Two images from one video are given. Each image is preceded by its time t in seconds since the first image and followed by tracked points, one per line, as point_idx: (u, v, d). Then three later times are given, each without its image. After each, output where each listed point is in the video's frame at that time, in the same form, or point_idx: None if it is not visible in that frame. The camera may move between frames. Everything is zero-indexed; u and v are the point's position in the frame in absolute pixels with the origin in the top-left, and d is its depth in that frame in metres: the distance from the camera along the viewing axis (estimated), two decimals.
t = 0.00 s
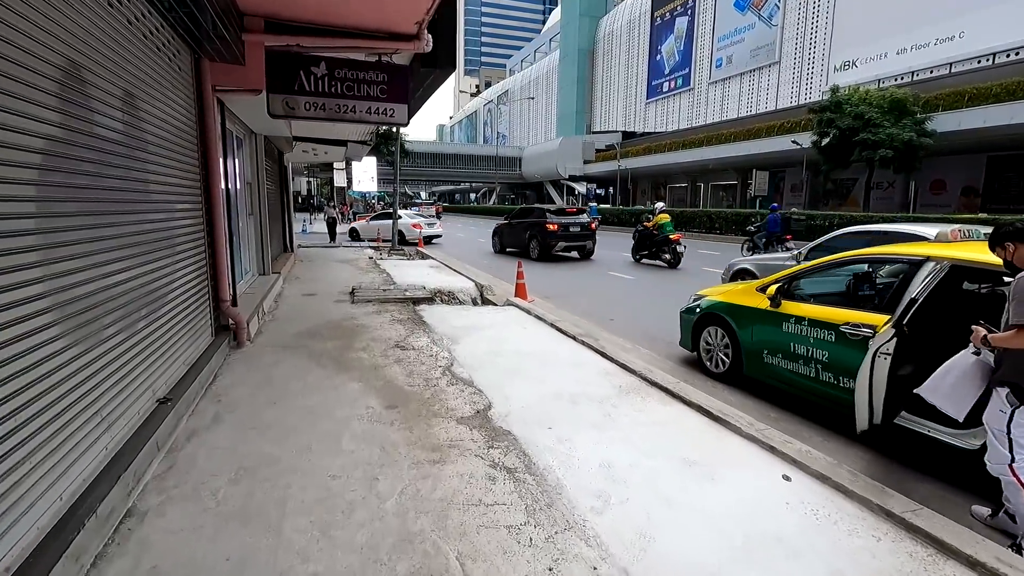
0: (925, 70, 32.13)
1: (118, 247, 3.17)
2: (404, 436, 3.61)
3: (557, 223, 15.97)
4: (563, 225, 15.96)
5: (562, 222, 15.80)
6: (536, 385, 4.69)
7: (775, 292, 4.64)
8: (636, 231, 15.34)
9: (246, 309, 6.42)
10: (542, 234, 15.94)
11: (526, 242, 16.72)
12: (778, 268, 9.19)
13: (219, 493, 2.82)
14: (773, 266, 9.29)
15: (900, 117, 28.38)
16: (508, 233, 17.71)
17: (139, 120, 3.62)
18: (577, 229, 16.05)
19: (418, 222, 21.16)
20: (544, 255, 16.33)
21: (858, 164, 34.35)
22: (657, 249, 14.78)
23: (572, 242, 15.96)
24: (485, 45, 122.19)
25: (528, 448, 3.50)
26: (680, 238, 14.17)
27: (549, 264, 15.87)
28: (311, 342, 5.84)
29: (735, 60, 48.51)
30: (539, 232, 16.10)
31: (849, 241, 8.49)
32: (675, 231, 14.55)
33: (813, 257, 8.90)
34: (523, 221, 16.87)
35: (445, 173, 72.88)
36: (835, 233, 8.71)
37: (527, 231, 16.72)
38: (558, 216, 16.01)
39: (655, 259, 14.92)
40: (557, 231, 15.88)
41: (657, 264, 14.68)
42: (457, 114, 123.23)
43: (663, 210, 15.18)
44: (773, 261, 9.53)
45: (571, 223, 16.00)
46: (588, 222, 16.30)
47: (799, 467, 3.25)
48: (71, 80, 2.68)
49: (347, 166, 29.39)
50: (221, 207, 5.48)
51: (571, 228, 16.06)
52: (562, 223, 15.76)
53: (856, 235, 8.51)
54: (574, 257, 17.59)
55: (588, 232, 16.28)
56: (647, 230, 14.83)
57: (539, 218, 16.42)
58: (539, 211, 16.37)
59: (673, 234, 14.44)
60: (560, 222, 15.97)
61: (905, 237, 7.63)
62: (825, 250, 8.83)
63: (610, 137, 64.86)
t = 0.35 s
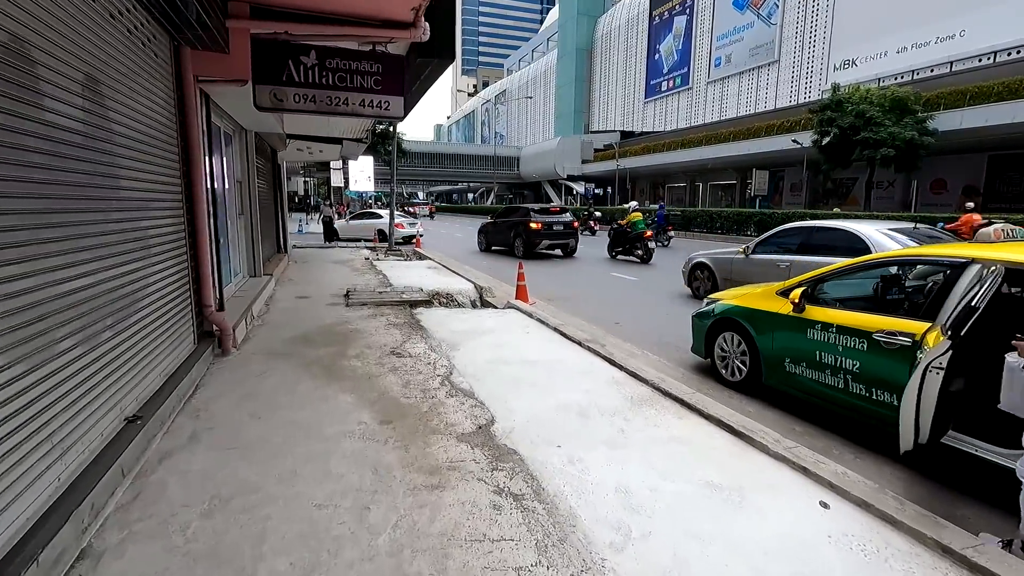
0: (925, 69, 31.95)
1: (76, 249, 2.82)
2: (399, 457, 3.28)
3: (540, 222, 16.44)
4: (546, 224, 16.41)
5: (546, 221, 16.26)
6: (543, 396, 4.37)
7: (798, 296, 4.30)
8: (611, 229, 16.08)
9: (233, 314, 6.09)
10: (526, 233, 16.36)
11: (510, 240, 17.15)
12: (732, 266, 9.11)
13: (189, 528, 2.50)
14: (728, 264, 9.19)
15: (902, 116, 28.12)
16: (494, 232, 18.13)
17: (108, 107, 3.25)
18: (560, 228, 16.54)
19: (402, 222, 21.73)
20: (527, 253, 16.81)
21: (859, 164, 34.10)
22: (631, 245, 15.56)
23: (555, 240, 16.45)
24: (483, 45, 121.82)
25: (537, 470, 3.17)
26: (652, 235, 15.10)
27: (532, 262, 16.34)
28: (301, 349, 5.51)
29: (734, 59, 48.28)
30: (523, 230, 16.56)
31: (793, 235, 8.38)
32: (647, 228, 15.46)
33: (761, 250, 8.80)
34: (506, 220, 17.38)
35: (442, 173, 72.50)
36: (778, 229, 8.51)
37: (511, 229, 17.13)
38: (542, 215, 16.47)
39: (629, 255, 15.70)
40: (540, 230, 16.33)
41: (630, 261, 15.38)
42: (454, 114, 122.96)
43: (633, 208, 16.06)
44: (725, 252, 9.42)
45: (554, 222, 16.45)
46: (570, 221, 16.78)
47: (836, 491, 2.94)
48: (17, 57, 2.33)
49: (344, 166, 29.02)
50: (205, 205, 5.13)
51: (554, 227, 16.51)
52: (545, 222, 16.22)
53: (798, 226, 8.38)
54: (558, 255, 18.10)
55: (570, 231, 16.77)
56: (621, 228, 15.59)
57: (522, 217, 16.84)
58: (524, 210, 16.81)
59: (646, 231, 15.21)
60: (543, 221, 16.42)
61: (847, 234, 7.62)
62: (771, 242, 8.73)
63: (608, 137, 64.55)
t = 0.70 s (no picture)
0: (928, 66, 31.64)
1: (32, 258, 2.49)
2: (397, 487, 2.96)
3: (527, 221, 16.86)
4: (533, 222, 16.83)
5: (533, 219, 16.70)
6: (554, 412, 4.05)
7: (830, 304, 3.97)
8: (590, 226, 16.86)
9: (223, 321, 5.76)
10: (515, 231, 16.76)
11: (499, 239, 17.55)
12: (693, 260, 9.77)
13: None
14: (690, 258, 9.85)
15: (907, 113, 27.78)
16: (482, 231, 18.40)
17: (71, 99, 2.92)
18: (547, 225, 16.93)
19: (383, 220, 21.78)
20: (517, 250, 17.23)
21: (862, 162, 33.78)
22: (610, 242, 16.37)
23: (543, 237, 16.83)
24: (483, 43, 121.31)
25: (551, 503, 2.86)
26: (628, 232, 15.95)
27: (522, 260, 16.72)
28: (295, 358, 5.19)
29: (735, 56, 47.93)
30: (512, 229, 16.94)
31: (744, 231, 9.07)
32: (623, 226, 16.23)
33: (718, 246, 9.48)
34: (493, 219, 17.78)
35: (441, 172, 72.06)
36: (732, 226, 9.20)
37: (499, 228, 17.52)
38: (529, 214, 16.85)
39: (607, 251, 16.52)
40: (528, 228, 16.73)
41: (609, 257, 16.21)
42: (454, 112, 122.55)
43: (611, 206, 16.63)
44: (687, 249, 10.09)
45: (541, 221, 16.90)
46: (556, 219, 17.21)
47: (888, 530, 2.63)
48: None
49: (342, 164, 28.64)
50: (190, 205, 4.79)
51: (541, 225, 16.95)
52: (533, 220, 16.67)
53: (748, 223, 9.06)
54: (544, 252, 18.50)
55: (557, 228, 17.14)
56: (600, 226, 16.29)
57: (510, 216, 17.18)
58: (510, 209, 17.16)
59: (623, 228, 16.01)
60: (531, 219, 16.83)
61: (790, 231, 8.31)
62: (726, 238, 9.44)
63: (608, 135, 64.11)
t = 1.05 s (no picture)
0: (934, 67, 31.37)
1: None
2: (405, 521, 2.64)
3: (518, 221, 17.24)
4: (524, 222, 17.24)
5: (524, 220, 17.11)
6: (574, 430, 3.74)
7: (876, 313, 3.64)
8: (576, 227, 17.36)
9: (218, 328, 5.45)
10: (506, 232, 17.18)
11: (490, 240, 17.93)
12: (666, 258, 10.41)
13: None
14: (662, 256, 10.50)
15: (914, 113, 27.45)
16: (473, 232, 18.73)
17: (37, 87, 2.59)
18: (537, 226, 17.33)
19: (369, 221, 21.41)
20: (508, 250, 17.65)
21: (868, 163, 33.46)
22: (595, 242, 16.87)
23: (533, 238, 17.25)
24: (484, 44, 121.16)
25: (580, 541, 2.54)
26: (612, 232, 16.52)
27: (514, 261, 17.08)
28: (295, 369, 4.88)
29: (739, 57, 47.67)
30: (503, 230, 17.35)
31: (710, 230, 9.72)
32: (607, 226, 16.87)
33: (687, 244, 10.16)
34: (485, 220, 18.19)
35: (443, 173, 71.75)
36: (699, 225, 9.86)
37: (490, 228, 17.89)
38: (520, 215, 17.25)
39: (592, 250, 17.12)
40: (519, 229, 17.15)
41: (594, 256, 16.71)
42: (455, 114, 122.42)
43: (596, 208, 17.18)
44: (660, 247, 10.74)
45: (531, 222, 17.31)
46: (545, 220, 17.64)
47: None
48: None
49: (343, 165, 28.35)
50: (180, 205, 4.45)
51: (531, 225, 17.35)
52: (523, 221, 17.07)
53: (713, 223, 9.72)
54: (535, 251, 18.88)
55: (547, 229, 17.57)
56: (584, 226, 16.85)
57: (501, 217, 17.55)
58: (501, 210, 17.49)
59: (607, 229, 16.53)
60: (522, 220, 17.23)
61: (748, 229, 8.99)
62: (694, 236, 10.10)
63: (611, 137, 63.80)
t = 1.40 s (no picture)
0: (945, 67, 30.93)
1: None
2: (413, 568, 2.34)
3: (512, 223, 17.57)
4: (517, 224, 17.61)
5: (517, 222, 17.47)
6: (594, 455, 3.43)
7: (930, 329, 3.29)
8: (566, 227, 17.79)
9: (214, 337, 5.17)
10: (499, 233, 17.53)
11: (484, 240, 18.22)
12: (642, 257, 10.87)
13: None
14: (640, 255, 10.93)
15: (926, 114, 27.00)
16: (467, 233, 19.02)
17: None
18: (530, 228, 17.66)
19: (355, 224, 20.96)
20: (502, 251, 18.13)
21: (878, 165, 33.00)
22: (583, 242, 17.38)
23: (527, 240, 17.63)
24: (489, 46, 120.98)
25: None
26: (601, 233, 16.94)
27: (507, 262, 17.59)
28: (293, 383, 4.58)
29: (746, 58, 47.27)
30: (496, 232, 17.68)
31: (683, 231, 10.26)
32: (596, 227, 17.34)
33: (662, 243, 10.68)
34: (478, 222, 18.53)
35: (447, 175, 71.52)
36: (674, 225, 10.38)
37: (484, 229, 18.20)
38: (514, 217, 17.61)
39: (581, 251, 17.54)
40: (513, 230, 17.48)
41: (581, 256, 17.31)
42: (460, 116, 122.48)
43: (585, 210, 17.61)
44: (638, 247, 11.21)
45: (525, 223, 17.65)
46: (538, 222, 18.02)
47: None
48: None
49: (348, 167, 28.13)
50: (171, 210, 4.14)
51: (524, 227, 17.72)
52: (517, 223, 17.43)
53: (686, 223, 10.27)
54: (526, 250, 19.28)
55: (540, 230, 17.94)
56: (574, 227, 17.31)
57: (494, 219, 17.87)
58: (495, 212, 17.81)
59: (596, 231, 16.93)
60: (516, 222, 17.54)
61: (716, 230, 9.53)
62: (669, 237, 10.61)
63: (616, 138, 63.40)
